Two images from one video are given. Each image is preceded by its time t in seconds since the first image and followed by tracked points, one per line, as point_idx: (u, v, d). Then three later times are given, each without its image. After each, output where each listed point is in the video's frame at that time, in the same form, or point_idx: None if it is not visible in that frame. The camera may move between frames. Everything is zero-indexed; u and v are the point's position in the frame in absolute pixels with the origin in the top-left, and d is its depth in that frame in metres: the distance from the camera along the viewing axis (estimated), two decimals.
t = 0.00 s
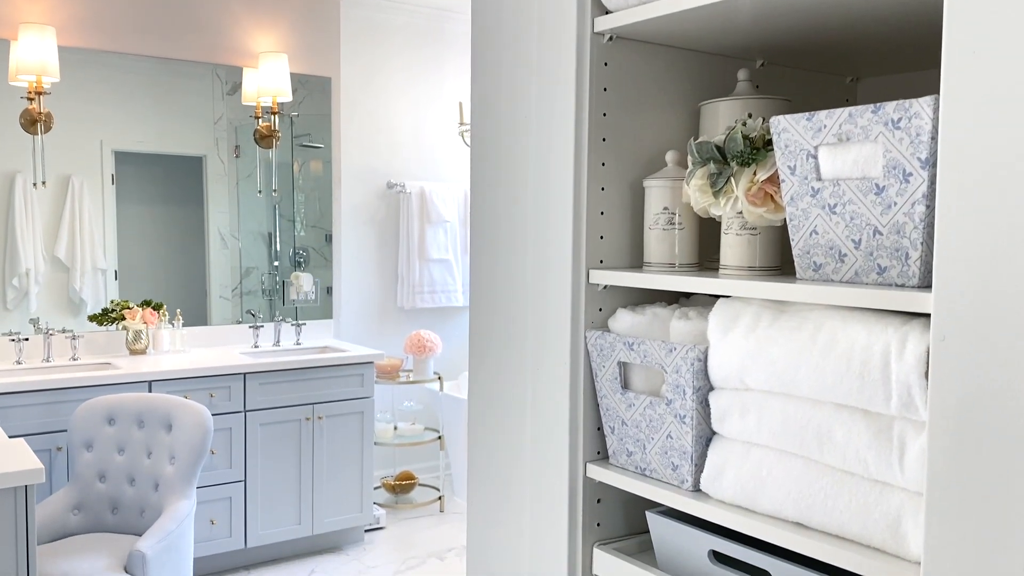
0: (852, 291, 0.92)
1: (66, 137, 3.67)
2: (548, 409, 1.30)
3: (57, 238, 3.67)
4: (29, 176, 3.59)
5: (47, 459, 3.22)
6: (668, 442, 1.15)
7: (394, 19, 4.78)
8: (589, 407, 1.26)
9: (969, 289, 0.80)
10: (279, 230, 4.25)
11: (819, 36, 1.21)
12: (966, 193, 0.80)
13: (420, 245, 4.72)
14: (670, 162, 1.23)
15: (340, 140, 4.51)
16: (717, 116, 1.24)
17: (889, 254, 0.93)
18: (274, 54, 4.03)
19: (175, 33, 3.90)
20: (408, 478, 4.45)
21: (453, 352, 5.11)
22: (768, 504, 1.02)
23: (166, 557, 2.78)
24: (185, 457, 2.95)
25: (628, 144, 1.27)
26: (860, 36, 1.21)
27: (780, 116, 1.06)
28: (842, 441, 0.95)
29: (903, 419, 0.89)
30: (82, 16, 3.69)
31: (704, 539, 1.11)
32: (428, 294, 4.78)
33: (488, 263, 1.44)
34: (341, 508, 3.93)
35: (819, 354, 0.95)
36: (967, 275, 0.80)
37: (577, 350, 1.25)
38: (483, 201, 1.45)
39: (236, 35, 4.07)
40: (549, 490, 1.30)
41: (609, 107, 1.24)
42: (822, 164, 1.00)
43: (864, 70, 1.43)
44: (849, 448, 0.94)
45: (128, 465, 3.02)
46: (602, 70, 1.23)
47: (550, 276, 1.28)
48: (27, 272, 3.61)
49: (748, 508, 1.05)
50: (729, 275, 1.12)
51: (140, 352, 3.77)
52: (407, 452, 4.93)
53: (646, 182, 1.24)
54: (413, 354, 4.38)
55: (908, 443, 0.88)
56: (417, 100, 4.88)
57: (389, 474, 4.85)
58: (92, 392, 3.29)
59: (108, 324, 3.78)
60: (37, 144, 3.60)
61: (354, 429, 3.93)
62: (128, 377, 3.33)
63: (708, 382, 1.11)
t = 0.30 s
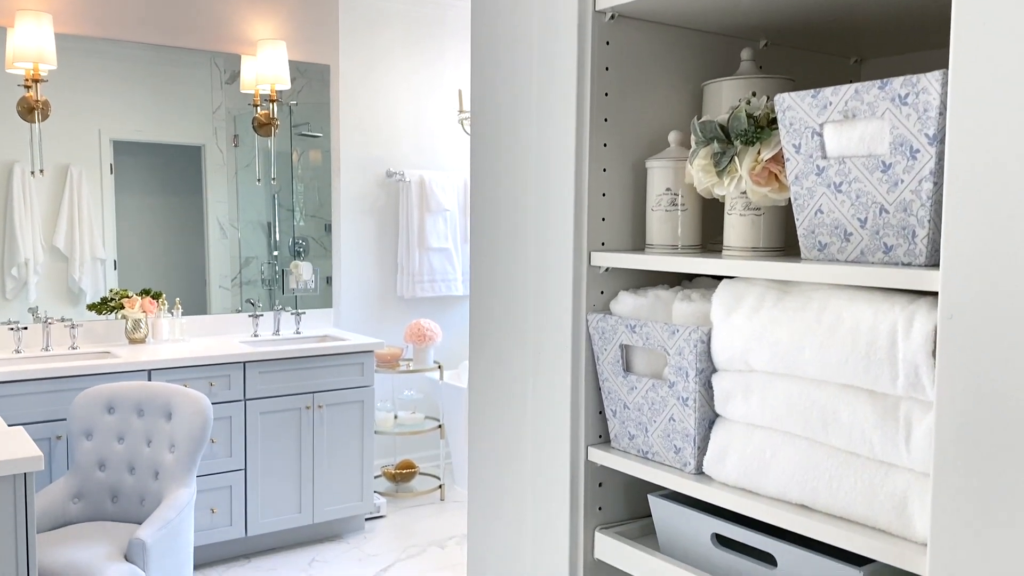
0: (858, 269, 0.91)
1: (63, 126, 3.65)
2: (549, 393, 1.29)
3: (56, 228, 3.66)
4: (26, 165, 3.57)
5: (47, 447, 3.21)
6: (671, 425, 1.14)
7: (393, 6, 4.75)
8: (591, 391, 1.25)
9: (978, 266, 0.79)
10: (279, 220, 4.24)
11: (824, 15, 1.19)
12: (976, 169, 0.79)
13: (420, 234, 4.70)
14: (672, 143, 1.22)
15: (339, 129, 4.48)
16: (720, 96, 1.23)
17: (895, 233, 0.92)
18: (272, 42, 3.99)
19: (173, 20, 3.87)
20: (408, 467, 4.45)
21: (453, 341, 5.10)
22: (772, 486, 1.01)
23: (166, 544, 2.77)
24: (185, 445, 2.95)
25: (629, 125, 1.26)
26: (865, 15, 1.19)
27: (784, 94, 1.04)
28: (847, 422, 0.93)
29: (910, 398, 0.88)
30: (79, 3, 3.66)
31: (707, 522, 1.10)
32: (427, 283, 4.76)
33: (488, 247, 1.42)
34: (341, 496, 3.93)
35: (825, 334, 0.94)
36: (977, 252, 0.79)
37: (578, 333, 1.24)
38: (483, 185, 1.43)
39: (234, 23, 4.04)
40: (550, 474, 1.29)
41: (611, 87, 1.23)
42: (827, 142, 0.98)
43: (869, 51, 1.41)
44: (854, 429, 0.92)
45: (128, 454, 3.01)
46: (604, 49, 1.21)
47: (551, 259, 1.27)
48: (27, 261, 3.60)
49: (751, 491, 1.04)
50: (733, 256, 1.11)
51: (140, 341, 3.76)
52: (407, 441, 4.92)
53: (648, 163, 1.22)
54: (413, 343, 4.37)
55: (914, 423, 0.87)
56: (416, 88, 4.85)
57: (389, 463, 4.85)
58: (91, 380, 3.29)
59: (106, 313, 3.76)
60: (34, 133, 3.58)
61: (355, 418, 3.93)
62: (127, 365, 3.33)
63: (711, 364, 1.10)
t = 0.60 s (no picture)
0: (861, 246, 0.90)
1: (60, 113, 3.63)
2: (548, 376, 1.28)
3: (54, 217, 3.64)
4: (23, 152, 3.56)
5: (45, 435, 3.21)
6: (671, 406, 1.13)
7: None
8: (591, 373, 1.24)
9: (983, 242, 0.78)
10: (278, 208, 4.22)
11: None
12: (981, 143, 0.77)
13: (419, 222, 4.68)
14: (673, 122, 1.20)
15: (337, 117, 4.45)
16: (721, 74, 1.21)
17: (899, 209, 0.91)
18: (270, 27, 3.94)
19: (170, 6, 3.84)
20: (408, 455, 4.45)
21: (452, 329, 5.09)
22: (773, 467, 1.00)
23: (165, 531, 2.77)
24: (184, 431, 2.94)
25: (629, 104, 1.24)
26: None
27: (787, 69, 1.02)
28: (849, 402, 0.92)
29: (914, 377, 0.87)
30: None
31: (707, 504, 1.09)
32: (427, 271, 4.75)
33: (486, 229, 1.41)
34: (341, 484, 3.92)
35: (827, 312, 0.93)
36: (982, 227, 0.78)
37: (578, 314, 1.23)
38: (481, 166, 1.42)
39: (232, 9, 4.01)
40: (549, 458, 1.28)
41: (611, 66, 1.21)
42: (830, 118, 0.97)
43: (872, 30, 1.39)
44: (857, 408, 0.91)
45: (127, 441, 3.01)
46: (604, 27, 1.19)
47: (550, 240, 1.26)
48: (24, 250, 3.58)
49: (752, 472, 1.03)
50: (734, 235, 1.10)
51: (138, 329, 3.72)
52: (407, 429, 4.92)
53: (649, 142, 1.21)
54: (412, 331, 4.36)
55: (917, 401, 0.86)
56: (414, 75, 4.83)
57: (389, 451, 4.85)
58: (89, 367, 3.27)
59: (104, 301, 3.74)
60: (31, 121, 3.56)
61: (354, 406, 3.92)
62: (126, 352, 3.32)
63: (712, 344, 1.09)
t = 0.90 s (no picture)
0: (862, 222, 0.89)
1: (56, 100, 3.61)
2: (546, 357, 1.27)
3: (52, 204, 3.63)
4: (19, 138, 3.55)
5: (44, 421, 3.21)
6: (669, 386, 1.12)
7: None
8: (589, 354, 1.23)
9: (985, 217, 0.77)
10: (276, 195, 4.21)
11: None
12: (983, 116, 0.76)
13: (417, 208, 4.67)
14: (672, 100, 1.19)
15: (335, 103, 4.43)
16: (721, 52, 1.20)
17: (900, 186, 0.90)
18: (266, 13, 3.89)
19: None
20: (407, 441, 4.45)
21: (451, 316, 5.08)
22: (772, 447, 1.00)
23: (164, 517, 2.78)
24: (183, 417, 2.94)
25: (627, 83, 1.23)
26: None
27: (787, 45, 1.01)
28: (849, 380, 0.92)
29: (914, 354, 0.87)
30: None
31: (706, 484, 1.09)
32: (425, 258, 4.74)
33: (485, 210, 1.40)
34: (340, 470, 3.93)
35: (827, 290, 0.92)
36: (983, 202, 0.77)
37: (576, 295, 1.22)
38: (479, 147, 1.41)
39: None
40: (547, 439, 1.27)
41: (610, 44, 1.20)
42: (831, 94, 0.96)
43: (874, 8, 1.38)
44: (857, 386, 0.91)
45: (125, 427, 3.00)
46: (602, 5, 1.18)
47: (548, 221, 1.25)
48: (22, 237, 3.58)
49: (751, 452, 1.03)
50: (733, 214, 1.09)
51: (137, 315, 3.71)
52: (406, 415, 4.93)
53: (647, 121, 1.20)
54: (411, 317, 4.35)
55: (918, 379, 0.86)
56: (412, 60, 4.80)
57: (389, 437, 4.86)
58: (87, 353, 3.27)
59: (102, 287, 3.72)
60: (27, 108, 3.54)
61: (353, 392, 3.92)
62: (124, 339, 3.31)
63: (711, 324, 1.08)
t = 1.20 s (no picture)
0: (860, 196, 0.88)
1: (52, 85, 3.58)
2: (544, 336, 1.26)
3: (49, 190, 3.62)
4: (15, 123, 3.53)
5: (42, 406, 3.21)
6: (666, 364, 1.12)
7: None
8: (586, 333, 1.23)
9: (984, 189, 0.76)
10: (274, 181, 4.19)
11: None
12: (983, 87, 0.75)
13: (416, 193, 4.65)
14: (669, 76, 1.18)
15: (333, 89, 4.41)
16: (719, 27, 1.19)
17: (899, 159, 0.89)
18: None
19: None
20: (406, 426, 4.46)
21: (450, 301, 5.07)
22: (770, 424, 0.99)
23: (164, 500, 2.78)
24: (181, 401, 2.94)
25: (624, 59, 1.22)
26: None
27: (786, 18, 1.00)
28: (847, 356, 0.91)
29: (912, 329, 0.86)
30: None
31: (703, 462, 1.09)
32: (424, 243, 4.72)
33: (482, 189, 1.39)
34: (339, 454, 3.93)
35: (825, 266, 0.91)
36: (983, 174, 0.76)
37: (572, 273, 1.22)
38: (475, 126, 1.40)
39: None
40: (545, 419, 1.27)
41: (607, 20, 1.19)
42: (829, 67, 0.95)
43: None
44: (855, 362, 0.90)
45: (124, 411, 3.00)
46: None
47: (545, 199, 1.24)
48: (19, 223, 3.57)
49: (748, 428, 1.02)
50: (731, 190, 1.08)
51: (135, 300, 3.71)
52: (405, 400, 4.93)
53: (645, 97, 1.19)
54: (410, 303, 4.34)
55: (916, 354, 0.85)
56: (409, 44, 4.77)
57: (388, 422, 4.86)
58: (85, 338, 3.26)
59: (99, 272, 3.72)
60: (23, 92, 3.52)
61: (352, 377, 3.92)
62: (122, 323, 3.30)
63: (709, 302, 1.08)
